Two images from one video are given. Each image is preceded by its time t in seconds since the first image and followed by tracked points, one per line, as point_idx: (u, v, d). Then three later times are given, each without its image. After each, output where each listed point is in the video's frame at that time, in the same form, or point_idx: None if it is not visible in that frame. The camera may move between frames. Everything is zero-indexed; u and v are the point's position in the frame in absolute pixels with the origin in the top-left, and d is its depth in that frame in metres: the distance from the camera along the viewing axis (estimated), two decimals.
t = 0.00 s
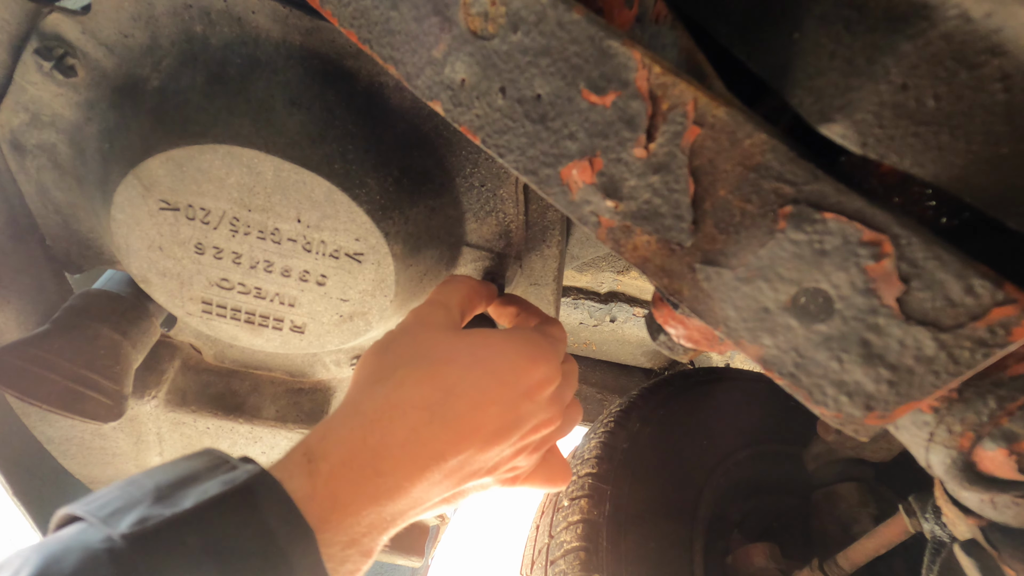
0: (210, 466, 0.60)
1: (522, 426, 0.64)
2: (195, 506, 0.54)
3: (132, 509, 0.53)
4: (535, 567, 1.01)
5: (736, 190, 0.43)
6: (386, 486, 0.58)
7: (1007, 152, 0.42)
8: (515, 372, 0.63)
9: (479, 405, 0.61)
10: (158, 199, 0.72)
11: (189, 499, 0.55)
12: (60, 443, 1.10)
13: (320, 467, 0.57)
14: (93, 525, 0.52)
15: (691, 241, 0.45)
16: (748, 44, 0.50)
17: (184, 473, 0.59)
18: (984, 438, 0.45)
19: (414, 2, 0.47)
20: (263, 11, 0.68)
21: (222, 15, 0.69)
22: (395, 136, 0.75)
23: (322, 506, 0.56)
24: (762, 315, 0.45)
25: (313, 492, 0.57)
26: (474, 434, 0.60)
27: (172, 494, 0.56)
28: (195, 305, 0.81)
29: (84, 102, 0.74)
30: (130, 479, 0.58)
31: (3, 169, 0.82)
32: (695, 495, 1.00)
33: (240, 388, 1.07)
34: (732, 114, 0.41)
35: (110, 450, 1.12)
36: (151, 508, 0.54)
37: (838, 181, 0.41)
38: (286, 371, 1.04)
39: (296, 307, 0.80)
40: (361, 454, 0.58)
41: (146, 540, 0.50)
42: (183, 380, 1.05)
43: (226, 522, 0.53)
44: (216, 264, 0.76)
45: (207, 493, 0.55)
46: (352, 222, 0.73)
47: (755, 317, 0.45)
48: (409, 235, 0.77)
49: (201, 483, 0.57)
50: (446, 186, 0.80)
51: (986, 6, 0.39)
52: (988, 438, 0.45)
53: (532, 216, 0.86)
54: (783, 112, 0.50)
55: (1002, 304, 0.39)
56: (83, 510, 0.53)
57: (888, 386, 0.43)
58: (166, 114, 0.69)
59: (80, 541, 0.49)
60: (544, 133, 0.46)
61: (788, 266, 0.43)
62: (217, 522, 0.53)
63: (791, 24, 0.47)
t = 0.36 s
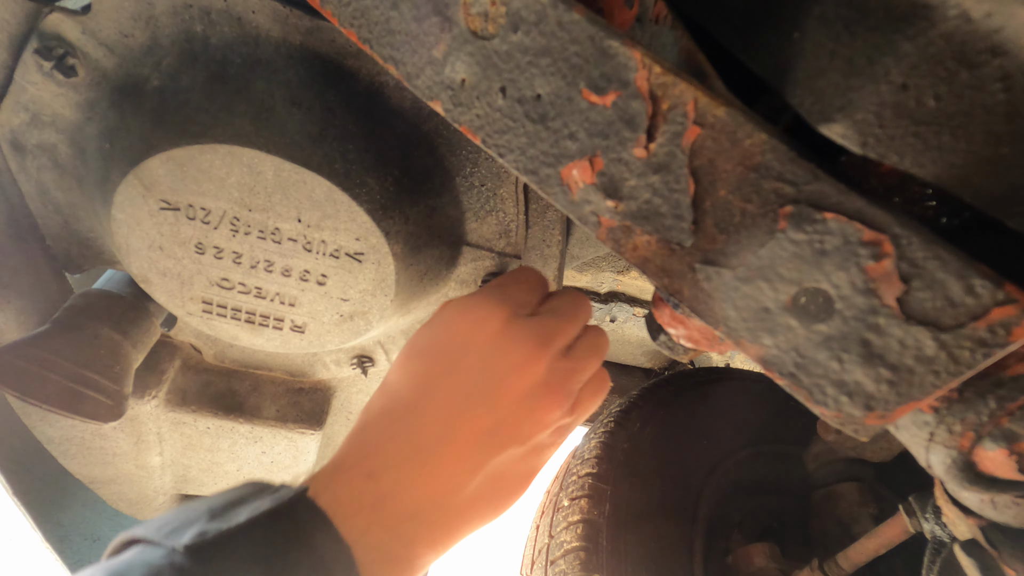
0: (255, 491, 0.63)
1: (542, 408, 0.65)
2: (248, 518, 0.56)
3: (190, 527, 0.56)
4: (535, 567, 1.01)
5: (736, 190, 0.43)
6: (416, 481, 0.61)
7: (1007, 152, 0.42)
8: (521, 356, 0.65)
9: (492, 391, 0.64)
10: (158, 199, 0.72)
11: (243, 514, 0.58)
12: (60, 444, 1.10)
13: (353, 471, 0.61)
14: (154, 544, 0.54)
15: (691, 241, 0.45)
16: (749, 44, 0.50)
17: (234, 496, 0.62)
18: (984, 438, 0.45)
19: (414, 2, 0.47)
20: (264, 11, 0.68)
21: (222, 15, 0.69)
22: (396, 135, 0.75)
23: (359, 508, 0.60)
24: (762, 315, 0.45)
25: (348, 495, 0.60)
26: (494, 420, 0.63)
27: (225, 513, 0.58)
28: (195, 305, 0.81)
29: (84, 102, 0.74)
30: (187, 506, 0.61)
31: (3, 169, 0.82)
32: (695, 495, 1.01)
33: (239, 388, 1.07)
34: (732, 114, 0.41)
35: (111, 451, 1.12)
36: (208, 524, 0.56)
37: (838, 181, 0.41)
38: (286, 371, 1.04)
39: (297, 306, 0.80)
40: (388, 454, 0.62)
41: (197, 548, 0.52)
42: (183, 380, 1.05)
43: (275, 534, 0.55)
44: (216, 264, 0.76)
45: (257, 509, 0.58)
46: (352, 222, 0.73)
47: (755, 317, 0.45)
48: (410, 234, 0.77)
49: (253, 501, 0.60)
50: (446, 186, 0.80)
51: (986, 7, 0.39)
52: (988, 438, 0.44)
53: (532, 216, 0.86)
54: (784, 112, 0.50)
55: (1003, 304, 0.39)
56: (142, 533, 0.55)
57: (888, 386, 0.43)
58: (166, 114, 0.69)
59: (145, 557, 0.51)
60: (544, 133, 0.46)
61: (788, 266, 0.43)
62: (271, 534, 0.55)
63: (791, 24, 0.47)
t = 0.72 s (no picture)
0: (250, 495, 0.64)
1: (497, 384, 0.63)
2: (241, 523, 0.58)
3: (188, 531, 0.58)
4: (535, 567, 1.01)
5: (736, 190, 0.43)
6: (386, 474, 0.61)
7: (1007, 152, 0.42)
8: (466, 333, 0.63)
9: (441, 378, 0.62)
10: (158, 199, 0.72)
11: (236, 518, 0.59)
12: (60, 444, 1.10)
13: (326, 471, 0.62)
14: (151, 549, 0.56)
15: (691, 241, 0.45)
16: (749, 44, 0.50)
17: (230, 500, 0.63)
18: (984, 439, 0.45)
19: (414, 2, 0.47)
20: (263, 11, 0.68)
21: (221, 14, 0.68)
22: (396, 136, 0.75)
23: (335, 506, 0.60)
24: (762, 315, 0.45)
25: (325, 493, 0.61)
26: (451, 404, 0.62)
27: (220, 517, 0.60)
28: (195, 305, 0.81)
29: (84, 102, 0.73)
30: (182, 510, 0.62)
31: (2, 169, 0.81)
32: (694, 495, 1.01)
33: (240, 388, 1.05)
34: (732, 114, 0.41)
35: (111, 451, 1.12)
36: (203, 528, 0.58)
37: (838, 181, 0.41)
38: (286, 371, 1.04)
39: (296, 307, 0.80)
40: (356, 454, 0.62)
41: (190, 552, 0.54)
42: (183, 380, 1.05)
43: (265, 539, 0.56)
44: (216, 264, 0.76)
45: (252, 513, 0.60)
46: (352, 222, 0.73)
47: (755, 317, 0.45)
48: (410, 235, 0.77)
49: (245, 507, 0.61)
50: (446, 186, 0.80)
51: (986, 6, 0.39)
52: (988, 438, 0.45)
53: (532, 216, 0.86)
54: (784, 113, 0.50)
55: (1003, 304, 0.39)
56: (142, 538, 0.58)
57: (888, 386, 0.43)
58: (166, 114, 0.69)
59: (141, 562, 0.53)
60: (544, 133, 0.46)
61: (788, 266, 0.43)
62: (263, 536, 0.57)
63: (791, 24, 0.47)
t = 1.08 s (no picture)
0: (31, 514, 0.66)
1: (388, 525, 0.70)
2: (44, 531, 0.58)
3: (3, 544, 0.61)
4: (535, 567, 1.01)
5: (736, 190, 0.43)
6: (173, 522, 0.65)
7: (1007, 152, 0.42)
8: (392, 400, 0.70)
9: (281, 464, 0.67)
10: (157, 199, 0.72)
11: None
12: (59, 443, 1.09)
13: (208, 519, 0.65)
14: None
15: (691, 241, 0.45)
16: (748, 44, 0.50)
17: None
18: (984, 438, 0.45)
19: (414, 2, 0.48)
20: (263, 11, 0.67)
21: (222, 14, 0.68)
22: (396, 136, 0.75)
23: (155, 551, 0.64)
24: (762, 316, 0.45)
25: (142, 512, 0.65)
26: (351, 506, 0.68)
27: None
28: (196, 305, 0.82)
29: (84, 102, 0.73)
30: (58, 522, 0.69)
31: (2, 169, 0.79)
32: (694, 495, 1.01)
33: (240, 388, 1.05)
34: (732, 114, 0.41)
35: (111, 450, 1.11)
36: None
37: (838, 181, 0.41)
38: (286, 371, 1.04)
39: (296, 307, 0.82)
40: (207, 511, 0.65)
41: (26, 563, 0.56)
42: (183, 380, 1.03)
43: (60, 541, 0.58)
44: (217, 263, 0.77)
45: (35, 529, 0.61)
46: (352, 223, 0.73)
47: (755, 317, 0.45)
48: (410, 235, 0.78)
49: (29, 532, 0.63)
50: (446, 186, 0.80)
51: (986, 6, 0.39)
52: (988, 438, 0.44)
53: (532, 217, 0.85)
54: (784, 113, 0.50)
55: (1003, 304, 0.39)
56: None
57: (888, 386, 0.43)
58: (166, 114, 0.69)
59: None
60: (544, 133, 0.46)
61: (788, 266, 0.43)
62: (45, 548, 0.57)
63: (791, 24, 0.47)
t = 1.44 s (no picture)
0: None
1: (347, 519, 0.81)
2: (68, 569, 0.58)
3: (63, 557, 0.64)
4: (535, 567, 1.01)
5: (736, 190, 0.43)
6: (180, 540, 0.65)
7: (1007, 152, 0.42)
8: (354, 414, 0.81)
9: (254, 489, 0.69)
10: (157, 199, 0.72)
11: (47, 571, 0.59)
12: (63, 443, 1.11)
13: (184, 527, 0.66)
14: None
15: (691, 241, 0.45)
16: (748, 44, 0.50)
17: None
18: (984, 438, 0.45)
19: (414, 2, 0.48)
20: (263, 11, 0.68)
21: (222, 15, 0.68)
22: (395, 136, 0.75)
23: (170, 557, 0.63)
24: (762, 315, 0.45)
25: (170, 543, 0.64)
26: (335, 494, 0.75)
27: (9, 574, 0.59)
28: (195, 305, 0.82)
29: (84, 102, 0.73)
30: (102, 534, 0.70)
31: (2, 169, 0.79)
32: (694, 495, 1.01)
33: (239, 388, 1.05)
34: (732, 114, 0.41)
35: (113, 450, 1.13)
36: None
37: (838, 181, 0.41)
38: (286, 371, 1.03)
39: (296, 307, 0.82)
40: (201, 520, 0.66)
41: None
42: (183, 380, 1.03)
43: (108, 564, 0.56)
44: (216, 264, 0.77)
45: (87, 561, 0.61)
46: (352, 223, 0.73)
47: (755, 317, 0.45)
48: (410, 235, 0.78)
49: (79, 552, 0.64)
50: (446, 186, 0.80)
51: (986, 6, 0.39)
52: (988, 438, 0.45)
53: (532, 217, 0.85)
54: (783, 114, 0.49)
55: (1003, 304, 0.39)
56: None
57: (888, 386, 0.43)
58: (166, 115, 0.69)
59: None
60: (544, 133, 0.46)
61: (788, 266, 0.43)
62: None
63: (791, 24, 0.47)
